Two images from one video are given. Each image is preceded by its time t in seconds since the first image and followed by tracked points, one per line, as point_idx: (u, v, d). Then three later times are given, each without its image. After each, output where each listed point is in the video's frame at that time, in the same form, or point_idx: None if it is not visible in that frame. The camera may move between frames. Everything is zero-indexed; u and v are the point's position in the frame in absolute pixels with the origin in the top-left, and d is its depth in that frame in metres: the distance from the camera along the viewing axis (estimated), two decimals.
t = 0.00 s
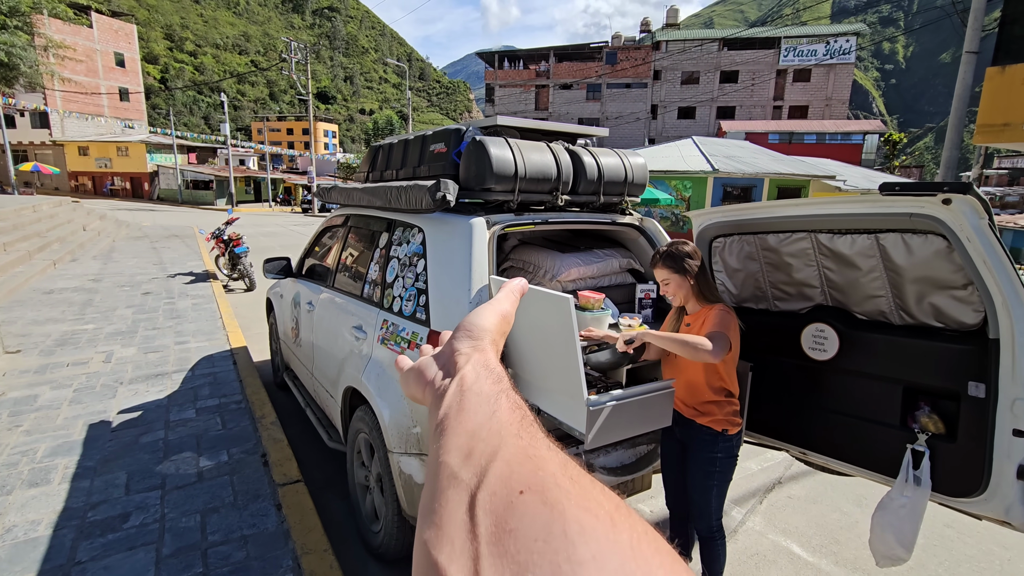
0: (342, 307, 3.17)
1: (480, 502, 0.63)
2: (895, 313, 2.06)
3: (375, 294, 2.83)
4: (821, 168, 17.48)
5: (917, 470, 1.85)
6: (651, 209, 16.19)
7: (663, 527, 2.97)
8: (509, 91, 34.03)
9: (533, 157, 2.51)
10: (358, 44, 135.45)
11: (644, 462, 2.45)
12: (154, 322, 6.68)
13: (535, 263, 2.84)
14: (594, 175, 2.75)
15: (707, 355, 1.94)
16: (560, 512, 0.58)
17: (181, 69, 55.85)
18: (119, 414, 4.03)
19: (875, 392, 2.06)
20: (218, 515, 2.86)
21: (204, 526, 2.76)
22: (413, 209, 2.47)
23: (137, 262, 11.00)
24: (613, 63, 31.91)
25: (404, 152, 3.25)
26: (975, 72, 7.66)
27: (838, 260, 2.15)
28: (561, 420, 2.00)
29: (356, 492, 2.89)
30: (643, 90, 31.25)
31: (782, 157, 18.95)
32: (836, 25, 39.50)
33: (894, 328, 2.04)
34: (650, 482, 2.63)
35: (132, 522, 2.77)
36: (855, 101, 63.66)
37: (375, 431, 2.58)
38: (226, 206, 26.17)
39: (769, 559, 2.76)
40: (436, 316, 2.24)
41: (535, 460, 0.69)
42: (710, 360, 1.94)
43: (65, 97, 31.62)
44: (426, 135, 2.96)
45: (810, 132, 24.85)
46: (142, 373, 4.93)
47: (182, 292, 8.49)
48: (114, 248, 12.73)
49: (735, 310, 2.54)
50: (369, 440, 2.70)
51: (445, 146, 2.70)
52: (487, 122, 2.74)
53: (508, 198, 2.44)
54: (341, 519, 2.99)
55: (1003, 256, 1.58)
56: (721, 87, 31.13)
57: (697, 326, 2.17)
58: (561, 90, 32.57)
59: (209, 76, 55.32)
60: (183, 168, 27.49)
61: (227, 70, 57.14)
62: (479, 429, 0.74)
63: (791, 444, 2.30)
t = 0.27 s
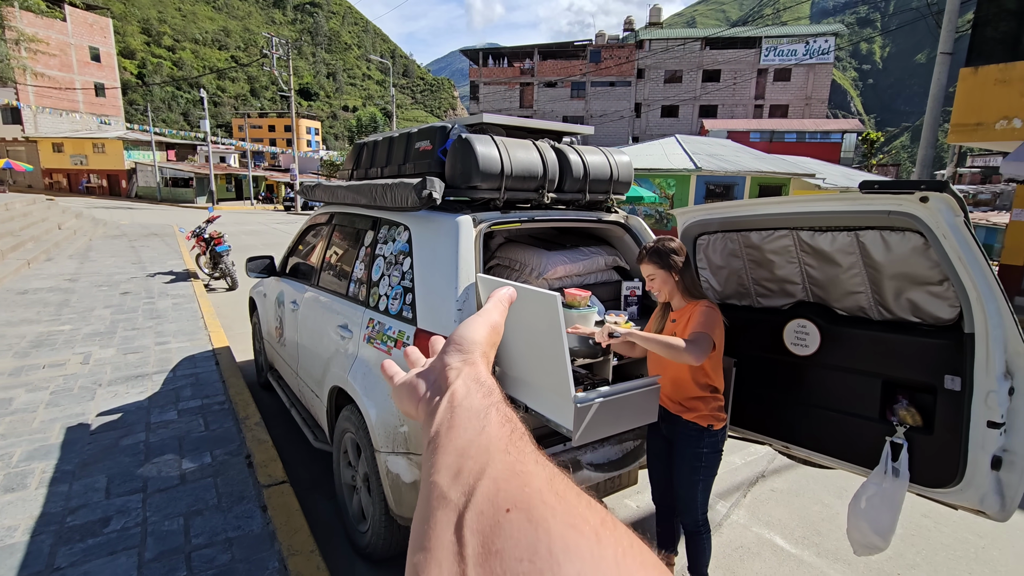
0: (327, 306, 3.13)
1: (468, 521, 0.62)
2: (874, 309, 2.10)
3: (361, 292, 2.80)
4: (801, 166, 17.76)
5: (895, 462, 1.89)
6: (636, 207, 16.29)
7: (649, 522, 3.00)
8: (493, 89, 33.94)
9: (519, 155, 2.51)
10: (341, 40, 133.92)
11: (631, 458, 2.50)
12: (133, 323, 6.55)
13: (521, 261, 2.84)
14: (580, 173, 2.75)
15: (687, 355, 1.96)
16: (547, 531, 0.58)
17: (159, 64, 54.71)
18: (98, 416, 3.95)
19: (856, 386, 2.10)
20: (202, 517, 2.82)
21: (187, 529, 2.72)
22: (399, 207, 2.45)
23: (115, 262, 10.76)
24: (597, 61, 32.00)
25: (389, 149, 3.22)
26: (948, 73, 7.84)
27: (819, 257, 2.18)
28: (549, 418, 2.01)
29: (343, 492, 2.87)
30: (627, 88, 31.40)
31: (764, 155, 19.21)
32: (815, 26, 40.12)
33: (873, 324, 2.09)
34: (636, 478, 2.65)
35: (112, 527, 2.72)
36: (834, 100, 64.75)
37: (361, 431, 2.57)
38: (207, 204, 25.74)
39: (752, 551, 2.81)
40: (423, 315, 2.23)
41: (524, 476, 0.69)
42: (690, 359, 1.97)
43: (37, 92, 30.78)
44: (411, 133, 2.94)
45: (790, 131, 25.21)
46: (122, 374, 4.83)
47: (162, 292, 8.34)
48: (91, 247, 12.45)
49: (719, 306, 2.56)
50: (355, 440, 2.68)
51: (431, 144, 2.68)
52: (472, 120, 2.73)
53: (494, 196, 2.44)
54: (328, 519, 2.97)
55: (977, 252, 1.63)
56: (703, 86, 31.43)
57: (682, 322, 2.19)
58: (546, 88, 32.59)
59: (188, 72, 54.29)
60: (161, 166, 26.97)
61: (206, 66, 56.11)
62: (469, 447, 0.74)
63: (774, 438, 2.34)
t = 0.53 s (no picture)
0: (307, 303, 3.09)
1: None
2: (849, 302, 2.15)
3: (342, 289, 2.77)
4: (777, 163, 18.09)
5: (868, 451, 1.93)
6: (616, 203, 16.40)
7: (631, 514, 3.04)
8: (474, 84, 33.79)
9: (501, 151, 2.51)
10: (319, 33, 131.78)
11: (613, 451, 2.56)
12: (105, 321, 6.38)
13: (503, 257, 2.84)
14: (562, 168, 2.76)
15: (652, 362, 1.96)
16: None
17: (129, 55, 53.22)
18: (70, 417, 3.84)
19: (831, 379, 2.15)
20: (180, 519, 2.76)
21: (165, 531, 2.67)
22: (380, 202, 2.43)
23: (86, 258, 10.47)
24: (578, 57, 32.07)
25: (370, 144, 3.18)
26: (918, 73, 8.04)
27: (796, 252, 2.23)
28: (532, 413, 2.03)
29: (325, 490, 2.84)
30: (607, 85, 31.55)
31: (741, 152, 19.51)
32: (790, 25, 40.86)
33: (847, 316, 2.14)
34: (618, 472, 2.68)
35: (86, 530, 2.65)
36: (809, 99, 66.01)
37: (343, 428, 2.54)
38: (181, 200, 25.17)
39: (732, 541, 2.87)
40: (405, 311, 2.22)
41: None
42: (655, 366, 1.96)
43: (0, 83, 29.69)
44: (392, 127, 2.91)
45: (766, 128, 25.65)
46: (94, 374, 4.71)
47: (136, 289, 8.14)
48: (60, 244, 12.09)
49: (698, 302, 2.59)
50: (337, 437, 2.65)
51: (412, 139, 2.66)
52: (454, 115, 2.71)
53: (476, 191, 2.42)
54: (310, 517, 2.94)
55: (947, 247, 1.68)
56: (682, 83, 31.76)
57: (661, 318, 2.21)
58: (526, 84, 32.54)
59: (160, 64, 52.94)
60: (134, 160, 26.30)
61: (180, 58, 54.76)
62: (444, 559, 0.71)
63: (751, 430, 2.38)
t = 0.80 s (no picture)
0: (285, 299, 3.01)
1: None
2: (828, 296, 2.18)
3: (320, 284, 2.70)
4: (753, 160, 18.38)
5: (846, 441, 1.95)
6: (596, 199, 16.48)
7: (614, 508, 3.05)
8: (453, 78, 33.53)
9: (482, 143, 2.47)
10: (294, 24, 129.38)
11: (596, 446, 2.56)
12: (73, 319, 6.17)
13: (485, 251, 2.81)
14: (544, 162, 2.74)
15: (625, 358, 1.98)
16: None
17: (95, 44, 51.49)
18: (35, 419, 3.70)
19: (810, 372, 2.17)
20: (153, 523, 2.68)
21: (137, 536, 2.58)
22: (359, 195, 2.37)
23: (51, 255, 10.09)
24: (557, 52, 32.06)
25: (348, 136, 3.10)
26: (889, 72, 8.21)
27: (776, 246, 2.24)
28: (516, 409, 2.01)
29: (304, 490, 2.78)
30: (587, 80, 31.63)
31: (718, 149, 19.77)
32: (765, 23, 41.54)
33: (826, 309, 2.17)
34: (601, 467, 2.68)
35: (53, 537, 2.55)
36: (784, 96, 67.17)
37: (323, 427, 2.48)
38: (152, 194, 24.49)
39: (713, 532, 2.90)
40: (386, 307, 2.18)
41: None
42: (628, 362, 1.98)
43: None
44: (371, 119, 2.84)
45: (743, 125, 26.03)
46: (61, 374, 4.54)
47: (104, 286, 7.87)
48: (24, 240, 11.66)
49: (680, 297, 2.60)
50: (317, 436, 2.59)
51: (392, 131, 2.60)
52: (434, 107, 2.66)
53: (457, 184, 2.39)
54: (288, 518, 2.88)
55: (923, 239, 1.72)
56: (660, 79, 32.01)
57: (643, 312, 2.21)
58: (506, 79, 32.44)
59: (128, 54, 51.35)
60: (101, 154, 25.47)
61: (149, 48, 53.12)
62: None
63: (732, 423, 2.40)
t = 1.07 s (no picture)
0: (260, 297, 2.90)
1: None
2: (815, 292, 2.15)
3: (297, 282, 2.60)
4: (734, 157, 18.55)
5: (834, 440, 1.94)
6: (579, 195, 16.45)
7: (599, 508, 3.02)
8: (436, 72, 33.20)
9: (464, 136, 2.39)
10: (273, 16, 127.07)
11: (581, 446, 2.52)
12: (40, 318, 5.93)
13: (468, 247, 2.74)
14: (528, 155, 2.67)
15: (609, 357, 1.93)
16: None
17: (64, 33, 49.88)
18: None
19: (797, 369, 2.15)
20: (121, 531, 2.56)
21: (103, 546, 2.46)
22: (336, 188, 2.27)
23: (18, 251, 9.73)
24: (541, 47, 31.97)
25: (326, 128, 3.00)
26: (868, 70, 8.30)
27: (763, 241, 2.21)
28: (499, 410, 1.95)
29: (281, 495, 2.68)
30: (570, 76, 31.59)
31: (700, 145, 19.91)
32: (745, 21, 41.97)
33: (813, 306, 2.14)
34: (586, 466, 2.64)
35: (13, 548, 2.42)
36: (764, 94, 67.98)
37: (300, 430, 2.39)
38: (125, 188, 23.82)
39: (698, 530, 2.88)
40: (364, 305, 2.09)
41: None
42: (612, 362, 1.93)
43: None
44: (349, 110, 2.74)
45: (724, 122, 26.27)
46: (25, 375, 4.36)
47: (74, 283, 7.60)
48: None
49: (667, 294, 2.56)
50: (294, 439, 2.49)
51: (370, 122, 2.51)
52: (415, 98, 2.57)
53: (438, 178, 2.31)
54: (265, 523, 2.78)
55: (912, 236, 1.70)
56: (643, 76, 32.12)
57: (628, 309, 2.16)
58: (489, 74, 32.26)
59: (100, 44, 49.85)
60: (72, 146, 24.69)
61: (122, 38, 51.62)
62: None
63: (719, 421, 2.37)
